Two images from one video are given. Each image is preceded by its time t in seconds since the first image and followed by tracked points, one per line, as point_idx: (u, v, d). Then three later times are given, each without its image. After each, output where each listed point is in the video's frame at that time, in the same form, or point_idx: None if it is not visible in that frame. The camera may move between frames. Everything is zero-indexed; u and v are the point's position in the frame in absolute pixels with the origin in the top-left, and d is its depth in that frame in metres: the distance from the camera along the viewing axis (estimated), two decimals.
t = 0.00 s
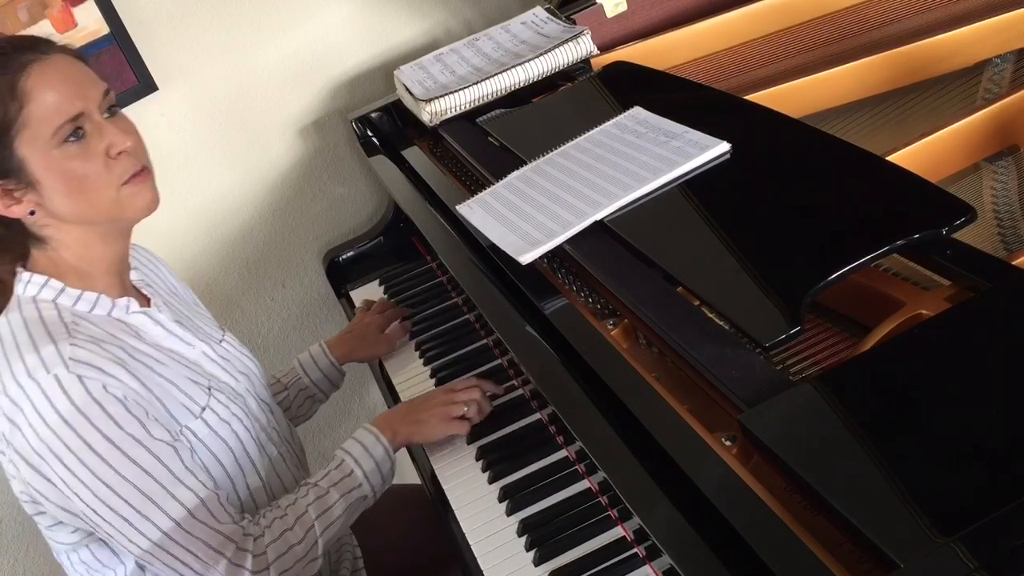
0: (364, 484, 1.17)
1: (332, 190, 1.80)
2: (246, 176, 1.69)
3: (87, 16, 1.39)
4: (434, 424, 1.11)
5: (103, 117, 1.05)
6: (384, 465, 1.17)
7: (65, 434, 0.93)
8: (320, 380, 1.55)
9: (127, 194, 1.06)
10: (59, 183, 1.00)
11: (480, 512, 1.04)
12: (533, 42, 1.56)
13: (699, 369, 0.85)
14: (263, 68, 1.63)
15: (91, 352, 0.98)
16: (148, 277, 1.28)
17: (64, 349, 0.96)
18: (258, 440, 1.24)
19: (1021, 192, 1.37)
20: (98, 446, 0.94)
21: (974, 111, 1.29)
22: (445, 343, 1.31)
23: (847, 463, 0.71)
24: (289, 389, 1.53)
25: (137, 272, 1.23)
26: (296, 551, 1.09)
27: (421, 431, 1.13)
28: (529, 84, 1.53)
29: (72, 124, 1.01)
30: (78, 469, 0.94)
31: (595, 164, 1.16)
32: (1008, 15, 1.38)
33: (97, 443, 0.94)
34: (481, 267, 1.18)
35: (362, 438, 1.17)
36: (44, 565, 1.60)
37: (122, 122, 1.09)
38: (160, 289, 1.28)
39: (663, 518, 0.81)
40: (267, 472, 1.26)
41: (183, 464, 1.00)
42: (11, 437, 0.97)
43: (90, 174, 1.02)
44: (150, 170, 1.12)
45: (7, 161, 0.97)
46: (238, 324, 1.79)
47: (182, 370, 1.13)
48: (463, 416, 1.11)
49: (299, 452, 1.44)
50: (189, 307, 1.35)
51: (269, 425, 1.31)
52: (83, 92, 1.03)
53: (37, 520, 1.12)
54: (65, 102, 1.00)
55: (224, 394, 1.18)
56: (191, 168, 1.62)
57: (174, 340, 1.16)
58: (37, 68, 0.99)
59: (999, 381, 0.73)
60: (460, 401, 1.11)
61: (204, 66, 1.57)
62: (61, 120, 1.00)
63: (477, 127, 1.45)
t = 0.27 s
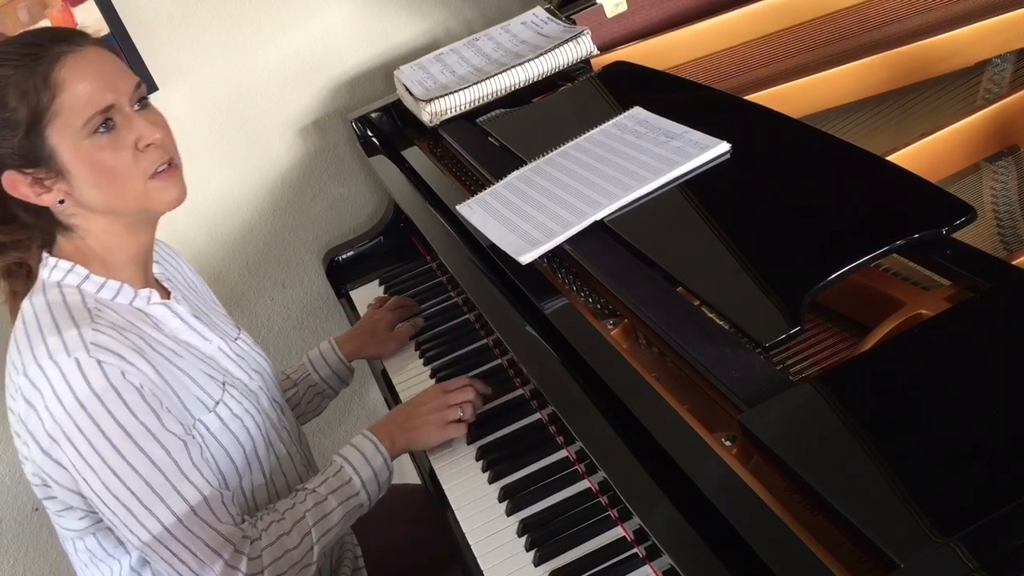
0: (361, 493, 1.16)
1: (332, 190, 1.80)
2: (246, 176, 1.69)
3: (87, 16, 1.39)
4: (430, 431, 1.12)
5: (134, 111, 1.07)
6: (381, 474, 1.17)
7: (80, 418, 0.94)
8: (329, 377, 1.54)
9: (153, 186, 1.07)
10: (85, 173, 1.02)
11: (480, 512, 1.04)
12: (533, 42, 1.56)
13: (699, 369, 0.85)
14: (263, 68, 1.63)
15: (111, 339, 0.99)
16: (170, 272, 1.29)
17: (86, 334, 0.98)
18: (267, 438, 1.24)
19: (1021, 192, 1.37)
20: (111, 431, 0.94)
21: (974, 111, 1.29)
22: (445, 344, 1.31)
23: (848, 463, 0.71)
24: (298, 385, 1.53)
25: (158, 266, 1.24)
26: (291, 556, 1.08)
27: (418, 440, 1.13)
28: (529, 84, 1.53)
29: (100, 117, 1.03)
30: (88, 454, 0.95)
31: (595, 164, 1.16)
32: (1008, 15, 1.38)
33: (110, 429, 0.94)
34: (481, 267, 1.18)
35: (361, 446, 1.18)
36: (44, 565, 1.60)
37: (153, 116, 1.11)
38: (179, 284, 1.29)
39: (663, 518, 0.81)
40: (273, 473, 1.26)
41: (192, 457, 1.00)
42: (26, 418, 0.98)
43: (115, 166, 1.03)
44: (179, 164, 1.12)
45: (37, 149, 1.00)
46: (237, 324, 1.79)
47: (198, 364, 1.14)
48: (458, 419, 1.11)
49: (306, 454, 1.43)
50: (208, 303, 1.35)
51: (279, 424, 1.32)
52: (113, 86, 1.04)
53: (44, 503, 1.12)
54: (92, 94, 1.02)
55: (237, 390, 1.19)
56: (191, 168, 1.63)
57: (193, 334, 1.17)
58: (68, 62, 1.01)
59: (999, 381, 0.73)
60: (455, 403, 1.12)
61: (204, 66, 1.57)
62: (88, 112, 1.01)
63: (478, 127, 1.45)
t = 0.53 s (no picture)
0: (363, 486, 1.16)
1: (332, 190, 1.80)
2: (246, 176, 1.69)
3: (87, 16, 1.39)
4: (431, 427, 1.12)
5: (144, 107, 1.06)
6: (383, 467, 1.17)
7: (87, 412, 0.94)
8: (332, 370, 1.54)
9: (162, 183, 1.07)
10: (93, 170, 1.02)
11: (480, 512, 1.04)
12: (533, 42, 1.56)
13: (699, 369, 0.85)
14: (263, 68, 1.63)
15: (118, 334, 0.99)
16: (175, 269, 1.29)
17: (93, 328, 0.98)
18: (271, 434, 1.25)
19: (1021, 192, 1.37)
20: (118, 425, 0.95)
21: (974, 111, 1.29)
22: (445, 343, 1.31)
23: (848, 463, 0.71)
24: (301, 380, 1.53)
25: (164, 262, 1.24)
26: (294, 550, 1.08)
27: (419, 434, 1.13)
28: (529, 84, 1.53)
29: (110, 114, 1.03)
30: (95, 447, 0.95)
31: (595, 164, 1.16)
32: (1008, 15, 1.38)
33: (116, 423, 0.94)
34: (482, 267, 1.18)
35: (361, 438, 1.17)
36: (44, 565, 1.60)
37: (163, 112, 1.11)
38: (184, 282, 1.29)
39: (664, 518, 0.81)
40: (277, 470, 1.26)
41: (198, 452, 1.00)
42: (32, 411, 0.98)
43: (123, 162, 1.03)
44: (187, 160, 1.13)
45: (48, 145, 1.00)
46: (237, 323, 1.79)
47: (204, 360, 1.14)
48: (458, 414, 1.12)
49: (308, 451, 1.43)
50: (212, 301, 1.35)
51: (282, 421, 1.32)
52: (123, 82, 1.04)
53: (48, 498, 1.13)
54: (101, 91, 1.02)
55: (242, 387, 1.19)
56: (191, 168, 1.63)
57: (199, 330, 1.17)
58: (77, 59, 1.01)
59: (999, 381, 0.73)
60: (456, 399, 1.12)
61: (204, 66, 1.57)
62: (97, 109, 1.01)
63: (478, 127, 1.45)
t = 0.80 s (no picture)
0: (363, 486, 1.17)
1: (332, 190, 1.79)
2: (245, 176, 1.69)
3: (87, 16, 1.39)
4: (431, 427, 1.11)
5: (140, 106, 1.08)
6: (383, 466, 1.17)
7: (78, 423, 0.94)
8: (331, 367, 1.54)
9: (160, 181, 1.09)
10: (90, 170, 1.02)
11: (480, 512, 1.04)
12: (533, 42, 1.56)
13: (699, 369, 0.85)
14: (263, 68, 1.63)
15: (107, 342, 0.99)
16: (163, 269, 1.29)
17: (81, 338, 0.97)
18: (266, 436, 1.25)
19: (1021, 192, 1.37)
20: (111, 435, 0.95)
21: (974, 111, 1.29)
22: (445, 343, 1.31)
23: (848, 463, 0.71)
24: (300, 377, 1.54)
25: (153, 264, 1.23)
26: (295, 551, 1.08)
27: (418, 434, 1.13)
28: (528, 84, 1.53)
29: (114, 113, 1.03)
30: (88, 457, 0.95)
31: (595, 164, 1.16)
32: (1008, 15, 1.38)
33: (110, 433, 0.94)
34: (481, 267, 1.18)
35: (360, 438, 1.17)
36: (44, 565, 1.60)
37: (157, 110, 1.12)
38: (174, 284, 1.29)
39: (664, 518, 0.81)
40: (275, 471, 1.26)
41: (193, 457, 1.01)
42: (24, 422, 0.98)
43: (127, 160, 1.04)
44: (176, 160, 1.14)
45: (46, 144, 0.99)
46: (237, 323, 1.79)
47: (195, 364, 1.14)
48: (457, 416, 1.11)
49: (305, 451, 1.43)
50: (202, 302, 1.35)
51: (278, 422, 1.32)
52: (121, 80, 1.05)
53: (45, 508, 1.13)
54: (104, 90, 1.02)
55: (235, 390, 1.19)
56: (190, 168, 1.63)
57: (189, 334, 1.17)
58: (79, 56, 1.01)
59: (999, 381, 0.73)
60: (456, 402, 1.12)
61: (204, 66, 1.57)
62: (101, 107, 1.02)
63: (478, 127, 1.45)
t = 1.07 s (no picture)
0: (363, 488, 1.17)
1: (332, 190, 1.80)
2: (245, 176, 1.69)
3: (87, 16, 1.39)
4: (430, 429, 1.11)
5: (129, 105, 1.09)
6: (383, 469, 1.17)
7: (71, 438, 0.94)
8: (327, 367, 1.54)
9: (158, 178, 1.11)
10: (89, 171, 1.02)
11: (480, 512, 1.04)
12: (533, 42, 1.56)
13: (700, 369, 0.85)
14: (263, 68, 1.63)
15: (97, 355, 0.99)
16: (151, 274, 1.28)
17: (70, 352, 0.97)
18: (261, 440, 1.25)
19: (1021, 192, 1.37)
20: (105, 448, 0.95)
21: (974, 111, 1.29)
22: (445, 343, 1.31)
23: (847, 463, 0.71)
24: (296, 377, 1.54)
25: (141, 270, 1.22)
26: (296, 555, 1.09)
27: (417, 436, 1.13)
28: (528, 84, 1.53)
29: (114, 113, 1.04)
30: (82, 472, 0.95)
31: (595, 164, 1.16)
32: (1008, 15, 1.38)
33: (103, 447, 0.94)
34: (481, 267, 1.18)
35: (360, 441, 1.17)
36: (44, 565, 1.60)
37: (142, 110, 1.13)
38: (163, 289, 1.28)
39: (664, 518, 0.81)
40: (272, 473, 1.26)
41: (189, 467, 1.01)
42: (16, 438, 0.97)
43: (129, 157, 1.05)
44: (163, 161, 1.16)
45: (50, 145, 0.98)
46: (237, 324, 1.79)
47: (188, 371, 1.14)
48: (458, 418, 1.11)
49: (302, 452, 1.43)
50: (192, 305, 1.34)
51: (272, 425, 1.32)
52: (114, 80, 1.06)
53: (41, 520, 1.13)
54: (103, 90, 1.03)
55: (228, 396, 1.19)
56: (190, 169, 1.62)
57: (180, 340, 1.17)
58: (75, 57, 1.02)
59: (999, 381, 0.73)
60: (456, 404, 1.12)
61: (204, 66, 1.57)
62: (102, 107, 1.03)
63: (478, 127, 1.45)
